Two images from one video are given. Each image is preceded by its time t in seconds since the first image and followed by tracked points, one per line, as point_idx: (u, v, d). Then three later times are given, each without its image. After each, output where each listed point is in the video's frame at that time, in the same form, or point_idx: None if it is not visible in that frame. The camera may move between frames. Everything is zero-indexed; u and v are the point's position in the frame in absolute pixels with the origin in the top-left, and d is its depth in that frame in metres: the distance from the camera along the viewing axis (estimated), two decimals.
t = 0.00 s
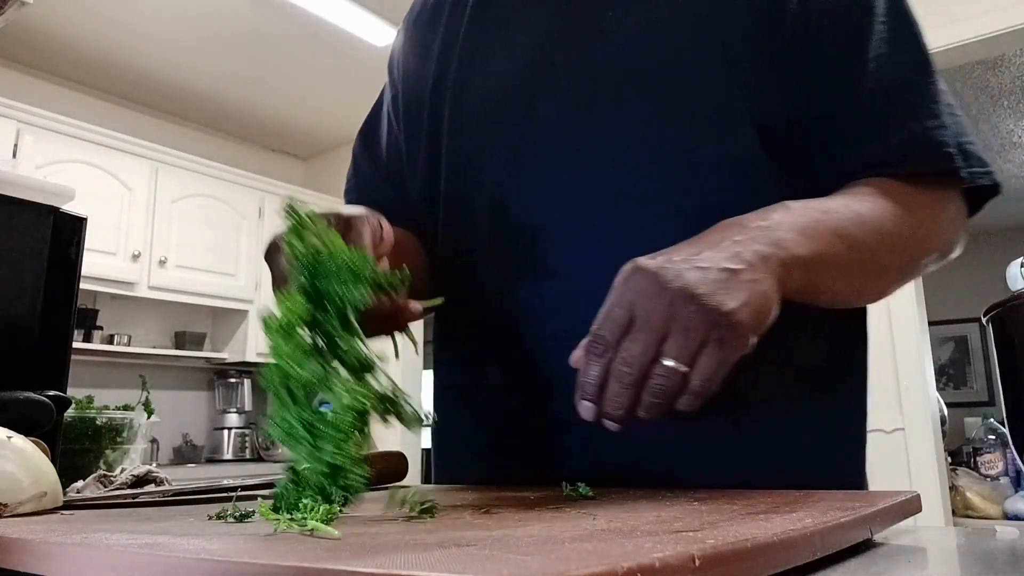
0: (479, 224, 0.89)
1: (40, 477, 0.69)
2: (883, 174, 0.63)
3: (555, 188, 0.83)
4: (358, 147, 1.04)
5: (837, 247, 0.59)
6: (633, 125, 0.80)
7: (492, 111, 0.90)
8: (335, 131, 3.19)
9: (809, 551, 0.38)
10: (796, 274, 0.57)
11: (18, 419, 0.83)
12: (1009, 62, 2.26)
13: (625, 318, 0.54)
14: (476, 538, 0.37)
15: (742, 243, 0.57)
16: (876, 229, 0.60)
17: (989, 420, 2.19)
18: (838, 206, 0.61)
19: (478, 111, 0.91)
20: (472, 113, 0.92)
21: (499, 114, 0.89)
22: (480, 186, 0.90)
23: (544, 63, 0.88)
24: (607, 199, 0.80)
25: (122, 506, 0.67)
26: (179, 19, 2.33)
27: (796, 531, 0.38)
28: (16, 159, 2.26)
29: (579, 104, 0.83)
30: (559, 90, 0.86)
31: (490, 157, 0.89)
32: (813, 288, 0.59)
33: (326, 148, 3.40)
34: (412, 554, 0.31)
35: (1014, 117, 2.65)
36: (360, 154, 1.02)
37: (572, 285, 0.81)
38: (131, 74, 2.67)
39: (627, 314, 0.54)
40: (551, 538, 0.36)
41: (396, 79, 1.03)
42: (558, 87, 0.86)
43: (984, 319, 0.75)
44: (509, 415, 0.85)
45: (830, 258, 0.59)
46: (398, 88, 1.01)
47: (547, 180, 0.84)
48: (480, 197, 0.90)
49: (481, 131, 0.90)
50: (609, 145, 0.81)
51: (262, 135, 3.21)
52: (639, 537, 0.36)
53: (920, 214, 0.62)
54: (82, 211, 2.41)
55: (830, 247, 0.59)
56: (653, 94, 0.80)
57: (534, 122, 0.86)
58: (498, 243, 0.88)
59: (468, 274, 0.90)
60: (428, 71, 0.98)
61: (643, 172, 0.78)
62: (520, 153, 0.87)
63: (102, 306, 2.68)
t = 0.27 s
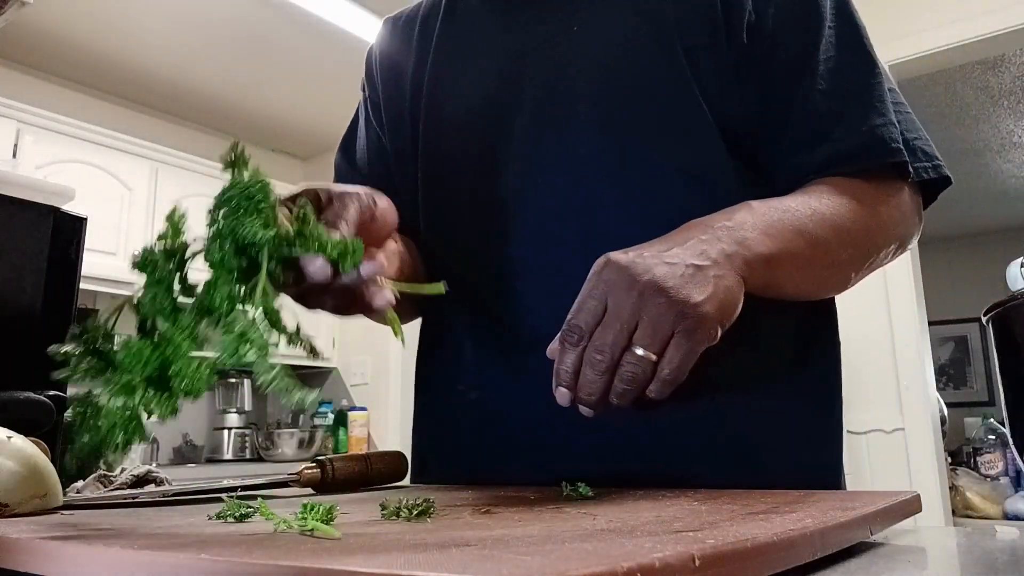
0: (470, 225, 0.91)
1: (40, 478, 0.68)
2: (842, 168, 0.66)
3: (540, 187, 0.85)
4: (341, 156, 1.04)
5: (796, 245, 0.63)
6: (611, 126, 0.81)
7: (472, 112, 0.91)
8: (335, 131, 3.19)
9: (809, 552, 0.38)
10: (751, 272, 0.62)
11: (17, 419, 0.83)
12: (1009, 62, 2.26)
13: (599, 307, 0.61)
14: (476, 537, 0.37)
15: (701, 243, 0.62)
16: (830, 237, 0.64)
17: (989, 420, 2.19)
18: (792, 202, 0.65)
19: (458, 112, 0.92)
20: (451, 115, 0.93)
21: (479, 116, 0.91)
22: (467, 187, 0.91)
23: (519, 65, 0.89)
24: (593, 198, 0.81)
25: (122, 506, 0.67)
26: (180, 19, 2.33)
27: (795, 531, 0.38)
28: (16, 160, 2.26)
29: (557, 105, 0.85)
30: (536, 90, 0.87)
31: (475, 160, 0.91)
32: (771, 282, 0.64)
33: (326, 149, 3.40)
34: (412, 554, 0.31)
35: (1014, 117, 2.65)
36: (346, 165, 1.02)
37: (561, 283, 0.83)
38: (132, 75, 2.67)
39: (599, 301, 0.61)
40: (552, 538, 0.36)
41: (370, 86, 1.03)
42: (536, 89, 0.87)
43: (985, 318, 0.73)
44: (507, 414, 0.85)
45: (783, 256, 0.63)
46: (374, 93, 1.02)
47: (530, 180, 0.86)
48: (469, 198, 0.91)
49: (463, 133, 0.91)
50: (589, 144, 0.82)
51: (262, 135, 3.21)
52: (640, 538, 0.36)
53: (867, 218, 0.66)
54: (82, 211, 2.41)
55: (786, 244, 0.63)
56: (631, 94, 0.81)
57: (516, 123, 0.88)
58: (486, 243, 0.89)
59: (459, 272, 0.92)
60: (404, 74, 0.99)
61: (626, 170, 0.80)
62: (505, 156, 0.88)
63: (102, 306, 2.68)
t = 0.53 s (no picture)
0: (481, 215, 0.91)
1: (40, 478, 0.68)
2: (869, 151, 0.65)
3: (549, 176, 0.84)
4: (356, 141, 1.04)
5: (827, 230, 0.59)
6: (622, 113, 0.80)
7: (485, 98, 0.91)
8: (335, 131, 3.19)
9: (809, 552, 0.38)
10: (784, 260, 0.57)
11: (17, 419, 0.83)
12: (1008, 62, 2.26)
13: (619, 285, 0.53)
14: (475, 537, 0.37)
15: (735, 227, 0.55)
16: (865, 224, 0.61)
17: (989, 420, 2.20)
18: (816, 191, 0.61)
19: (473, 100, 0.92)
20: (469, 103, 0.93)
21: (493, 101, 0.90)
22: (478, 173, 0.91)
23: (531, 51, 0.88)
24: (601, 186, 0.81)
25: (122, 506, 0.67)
26: (179, 20, 2.33)
27: (796, 530, 0.38)
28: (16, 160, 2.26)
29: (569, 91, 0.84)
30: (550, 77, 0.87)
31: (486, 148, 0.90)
32: (802, 275, 0.60)
33: (326, 149, 3.40)
34: (412, 554, 0.31)
35: (1013, 118, 2.66)
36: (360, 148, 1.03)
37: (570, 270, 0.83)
38: (131, 74, 2.67)
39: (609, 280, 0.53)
40: (552, 538, 0.36)
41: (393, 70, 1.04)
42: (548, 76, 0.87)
43: (985, 319, 0.73)
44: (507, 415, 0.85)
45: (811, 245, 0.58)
46: (396, 79, 1.03)
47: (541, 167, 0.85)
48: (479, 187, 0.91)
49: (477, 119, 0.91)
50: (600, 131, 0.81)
51: (262, 135, 3.21)
52: (640, 537, 0.36)
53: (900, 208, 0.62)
54: (83, 212, 2.41)
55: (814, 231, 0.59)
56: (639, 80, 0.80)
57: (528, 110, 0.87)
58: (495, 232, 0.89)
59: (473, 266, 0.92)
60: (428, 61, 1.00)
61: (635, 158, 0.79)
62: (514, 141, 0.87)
63: (102, 306, 2.68)
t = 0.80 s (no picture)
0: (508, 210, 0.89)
1: (39, 477, 0.68)
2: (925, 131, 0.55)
3: (581, 174, 0.82)
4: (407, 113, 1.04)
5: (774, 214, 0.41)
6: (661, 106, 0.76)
7: (523, 88, 0.87)
8: (335, 131, 3.19)
9: (809, 552, 0.38)
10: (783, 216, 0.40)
11: (17, 419, 0.83)
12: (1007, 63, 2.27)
13: (409, 336, 0.31)
14: (474, 537, 0.37)
15: (677, 195, 0.40)
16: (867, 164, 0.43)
17: (987, 420, 2.20)
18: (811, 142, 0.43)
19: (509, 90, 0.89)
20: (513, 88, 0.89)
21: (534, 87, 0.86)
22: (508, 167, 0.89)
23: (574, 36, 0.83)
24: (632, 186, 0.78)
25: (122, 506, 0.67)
26: (179, 20, 2.33)
27: (796, 530, 0.38)
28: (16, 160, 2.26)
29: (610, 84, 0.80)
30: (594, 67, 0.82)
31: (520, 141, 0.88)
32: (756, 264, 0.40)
33: (326, 149, 3.40)
34: (411, 554, 0.31)
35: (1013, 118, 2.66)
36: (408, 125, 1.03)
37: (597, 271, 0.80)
38: (131, 74, 2.67)
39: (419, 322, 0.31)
40: (551, 538, 0.36)
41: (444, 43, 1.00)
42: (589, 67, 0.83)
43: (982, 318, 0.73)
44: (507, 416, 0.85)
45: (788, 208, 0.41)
46: (445, 54, 1.00)
47: (573, 163, 0.82)
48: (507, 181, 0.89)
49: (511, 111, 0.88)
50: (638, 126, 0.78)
51: (262, 135, 3.21)
52: (639, 538, 0.36)
53: (909, 137, 0.43)
54: (83, 212, 2.41)
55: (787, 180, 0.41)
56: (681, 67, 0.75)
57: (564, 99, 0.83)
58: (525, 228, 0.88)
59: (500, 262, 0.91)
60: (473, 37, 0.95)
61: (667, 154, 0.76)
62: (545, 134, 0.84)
63: (102, 306, 2.68)
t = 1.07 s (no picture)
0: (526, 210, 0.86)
1: (39, 478, 0.68)
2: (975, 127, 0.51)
3: (597, 174, 0.78)
4: (437, 111, 1.03)
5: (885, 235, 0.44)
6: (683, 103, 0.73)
7: (540, 84, 0.83)
8: (335, 130, 3.19)
9: (809, 552, 0.38)
10: (776, 270, 0.37)
11: (17, 419, 0.83)
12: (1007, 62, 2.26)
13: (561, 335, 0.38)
14: (474, 537, 0.37)
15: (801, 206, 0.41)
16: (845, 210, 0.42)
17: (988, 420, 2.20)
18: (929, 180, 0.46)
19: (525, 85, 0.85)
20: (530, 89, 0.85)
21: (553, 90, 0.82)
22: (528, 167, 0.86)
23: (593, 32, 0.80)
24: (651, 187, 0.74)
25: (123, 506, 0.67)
26: (179, 20, 2.33)
27: (796, 530, 0.38)
28: (16, 160, 2.26)
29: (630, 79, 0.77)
30: (615, 63, 0.79)
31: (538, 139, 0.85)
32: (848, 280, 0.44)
33: (326, 149, 3.40)
34: (408, 554, 0.31)
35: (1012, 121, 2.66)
36: (436, 123, 1.02)
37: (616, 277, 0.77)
38: (132, 74, 2.67)
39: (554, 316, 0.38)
40: (549, 538, 0.36)
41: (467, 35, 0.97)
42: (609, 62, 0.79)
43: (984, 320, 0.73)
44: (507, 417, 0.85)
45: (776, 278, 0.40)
46: (467, 46, 0.96)
47: (590, 163, 0.79)
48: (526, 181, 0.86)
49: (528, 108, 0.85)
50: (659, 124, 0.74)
51: (262, 135, 3.21)
52: (636, 538, 0.36)
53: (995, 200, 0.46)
54: (82, 212, 2.41)
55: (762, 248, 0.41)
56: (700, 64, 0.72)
57: (582, 96, 0.80)
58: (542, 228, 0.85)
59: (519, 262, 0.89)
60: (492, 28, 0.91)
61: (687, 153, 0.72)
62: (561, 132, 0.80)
63: (102, 306, 2.68)
